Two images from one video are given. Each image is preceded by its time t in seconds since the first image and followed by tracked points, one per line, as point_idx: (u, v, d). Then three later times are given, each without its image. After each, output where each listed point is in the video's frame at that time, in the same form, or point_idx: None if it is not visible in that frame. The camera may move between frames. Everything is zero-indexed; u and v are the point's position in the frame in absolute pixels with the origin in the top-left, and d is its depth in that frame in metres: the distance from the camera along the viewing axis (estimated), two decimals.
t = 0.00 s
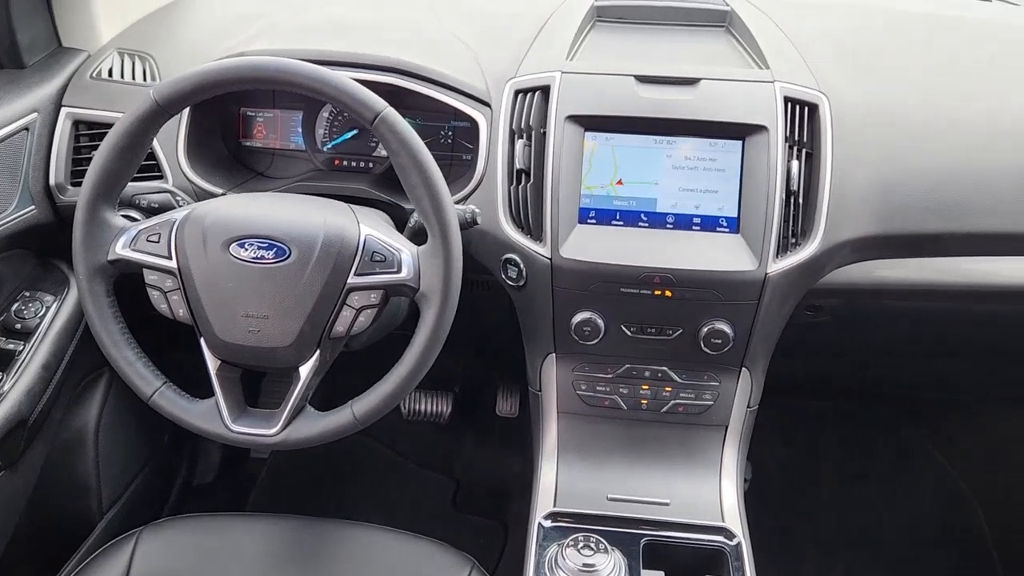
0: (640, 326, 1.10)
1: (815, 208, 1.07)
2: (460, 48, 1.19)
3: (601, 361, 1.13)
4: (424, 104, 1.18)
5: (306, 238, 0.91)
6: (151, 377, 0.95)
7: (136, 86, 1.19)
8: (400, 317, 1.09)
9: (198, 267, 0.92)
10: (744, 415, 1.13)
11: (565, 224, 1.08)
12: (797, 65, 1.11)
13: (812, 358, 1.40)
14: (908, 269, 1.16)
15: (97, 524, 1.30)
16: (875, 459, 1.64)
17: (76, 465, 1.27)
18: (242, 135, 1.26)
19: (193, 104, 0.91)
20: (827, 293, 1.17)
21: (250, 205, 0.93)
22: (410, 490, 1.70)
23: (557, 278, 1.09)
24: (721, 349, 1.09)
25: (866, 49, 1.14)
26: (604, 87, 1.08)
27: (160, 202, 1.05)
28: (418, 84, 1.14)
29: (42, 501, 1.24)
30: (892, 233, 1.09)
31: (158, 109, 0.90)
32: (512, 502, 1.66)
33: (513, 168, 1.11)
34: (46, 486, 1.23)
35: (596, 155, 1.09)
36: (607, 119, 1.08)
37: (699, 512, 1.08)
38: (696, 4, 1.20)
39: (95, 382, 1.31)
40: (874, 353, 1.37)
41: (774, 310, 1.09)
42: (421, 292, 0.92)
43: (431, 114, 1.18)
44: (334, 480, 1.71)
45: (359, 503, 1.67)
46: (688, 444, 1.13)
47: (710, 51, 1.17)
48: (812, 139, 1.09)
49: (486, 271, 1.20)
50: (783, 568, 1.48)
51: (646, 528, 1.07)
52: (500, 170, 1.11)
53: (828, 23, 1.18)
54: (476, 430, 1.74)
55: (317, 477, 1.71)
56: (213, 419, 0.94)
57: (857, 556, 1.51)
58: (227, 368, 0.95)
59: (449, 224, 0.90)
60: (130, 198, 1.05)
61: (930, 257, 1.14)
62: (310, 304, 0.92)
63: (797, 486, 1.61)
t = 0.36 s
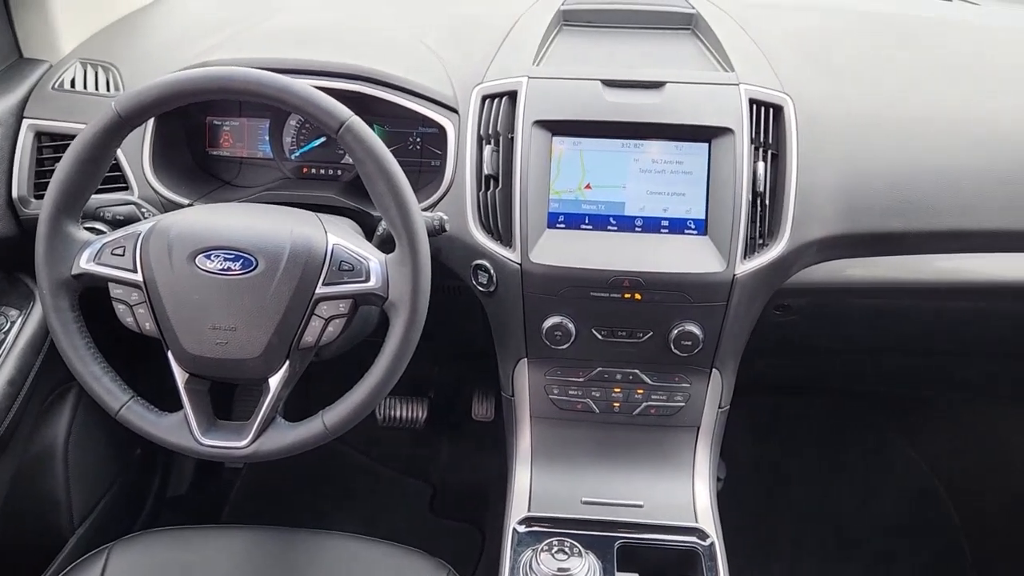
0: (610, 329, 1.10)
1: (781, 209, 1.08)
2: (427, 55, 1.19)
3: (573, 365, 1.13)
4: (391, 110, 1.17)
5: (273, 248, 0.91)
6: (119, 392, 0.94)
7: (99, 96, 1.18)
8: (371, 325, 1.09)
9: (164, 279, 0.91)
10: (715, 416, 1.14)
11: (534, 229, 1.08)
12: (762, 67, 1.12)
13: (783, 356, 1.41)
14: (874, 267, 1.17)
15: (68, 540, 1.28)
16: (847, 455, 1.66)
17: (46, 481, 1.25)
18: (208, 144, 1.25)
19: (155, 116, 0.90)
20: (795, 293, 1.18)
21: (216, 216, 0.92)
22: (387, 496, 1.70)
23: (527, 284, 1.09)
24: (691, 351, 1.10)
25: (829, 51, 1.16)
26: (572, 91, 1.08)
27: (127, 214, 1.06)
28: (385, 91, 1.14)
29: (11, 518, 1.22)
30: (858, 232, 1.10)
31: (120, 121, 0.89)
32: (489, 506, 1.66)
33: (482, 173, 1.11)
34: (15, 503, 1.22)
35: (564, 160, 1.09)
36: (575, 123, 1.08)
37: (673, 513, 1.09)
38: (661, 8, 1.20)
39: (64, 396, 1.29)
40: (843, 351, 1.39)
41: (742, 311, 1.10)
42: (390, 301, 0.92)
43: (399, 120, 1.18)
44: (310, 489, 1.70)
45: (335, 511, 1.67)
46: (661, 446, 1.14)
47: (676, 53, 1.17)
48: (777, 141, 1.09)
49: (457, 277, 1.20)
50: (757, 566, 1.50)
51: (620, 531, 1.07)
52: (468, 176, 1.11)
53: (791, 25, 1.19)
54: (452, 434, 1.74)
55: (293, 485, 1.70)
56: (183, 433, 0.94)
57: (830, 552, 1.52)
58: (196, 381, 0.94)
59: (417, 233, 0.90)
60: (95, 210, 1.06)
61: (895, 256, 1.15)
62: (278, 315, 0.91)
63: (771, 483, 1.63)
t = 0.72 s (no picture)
0: (573, 330, 1.11)
1: (740, 207, 1.10)
2: (388, 59, 1.19)
3: (538, 366, 1.14)
4: (352, 114, 1.17)
5: (231, 256, 0.90)
6: (78, 404, 0.93)
7: (55, 104, 1.17)
8: (334, 331, 1.09)
9: (121, 289, 0.91)
10: (680, 414, 1.15)
11: (496, 231, 1.09)
12: (720, 67, 1.13)
13: (748, 351, 1.43)
14: (834, 263, 1.19)
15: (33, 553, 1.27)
16: (815, 447, 1.68)
17: (9, 494, 1.24)
18: (168, 151, 1.24)
19: (109, 125, 0.89)
20: (756, 290, 1.20)
21: (173, 224, 0.92)
22: (358, 500, 1.69)
23: (490, 286, 1.10)
24: (654, 349, 1.11)
25: (786, 50, 1.17)
26: (531, 94, 1.09)
27: (84, 224, 1.07)
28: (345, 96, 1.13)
29: None
30: (817, 229, 1.12)
31: (72, 129, 0.88)
32: (461, 508, 1.67)
33: (443, 176, 1.11)
34: None
35: (525, 162, 1.10)
36: (535, 126, 1.08)
37: (639, 511, 1.10)
38: (620, 8, 1.21)
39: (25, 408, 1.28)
40: (807, 345, 1.40)
41: (704, 309, 1.11)
42: (350, 307, 0.92)
43: (360, 124, 1.18)
44: (281, 494, 1.70)
45: (306, 516, 1.66)
46: (626, 445, 1.15)
47: (635, 54, 1.18)
48: (736, 140, 1.10)
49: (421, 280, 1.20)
50: (727, 560, 1.51)
51: (587, 530, 1.08)
52: (430, 179, 1.11)
53: (748, 25, 1.20)
54: (423, 436, 1.73)
55: (263, 492, 1.70)
56: (144, 443, 0.93)
57: (797, 545, 1.54)
58: (157, 391, 0.94)
59: (377, 239, 0.90)
60: (50, 220, 1.06)
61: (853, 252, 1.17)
62: (238, 323, 0.91)
63: (740, 477, 1.65)
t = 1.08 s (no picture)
0: (537, 328, 1.11)
1: (701, 202, 1.10)
2: (346, 59, 1.18)
3: (502, 364, 1.13)
4: (311, 115, 1.16)
5: (187, 260, 0.89)
6: (33, 415, 0.92)
7: (6, 108, 1.15)
8: (297, 333, 1.08)
9: (75, 297, 0.89)
10: (645, 408, 1.16)
11: (458, 230, 1.08)
12: (678, 63, 1.13)
13: (714, 344, 1.44)
14: (795, 255, 1.20)
15: None
16: (784, 438, 1.68)
17: None
18: (125, 155, 1.23)
19: (59, 129, 0.88)
20: (719, 283, 1.20)
21: (128, 229, 0.90)
22: (329, 502, 1.69)
23: (453, 285, 1.09)
24: (618, 345, 1.11)
25: (744, 45, 1.18)
26: (491, 92, 1.08)
27: (36, 231, 1.05)
28: (304, 97, 1.12)
29: None
30: (777, 222, 1.13)
31: (21, 135, 0.87)
32: (432, 507, 1.66)
33: (404, 176, 1.11)
34: None
35: (486, 160, 1.09)
36: (495, 124, 1.08)
37: (606, 507, 1.10)
38: (580, 4, 1.21)
39: None
40: (773, 336, 1.41)
41: (667, 304, 1.11)
42: (310, 310, 0.91)
43: (320, 125, 1.17)
44: (251, 499, 1.68)
45: (277, 520, 1.65)
46: (593, 441, 1.15)
47: (595, 50, 1.18)
48: (695, 135, 1.11)
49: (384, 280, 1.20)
50: (697, 552, 1.53)
51: (555, 527, 1.08)
52: (390, 179, 1.11)
53: (707, 19, 1.21)
54: (394, 436, 1.73)
55: (233, 496, 1.68)
56: (102, 453, 0.92)
57: (766, 535, 1.56)
58: (115, 399, 0.93)
59: (335, 241, 0.89)
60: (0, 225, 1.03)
61: (813, 244, 1.18)
62: (196, 328, 0.90)
63: (709, 468, 1.66)
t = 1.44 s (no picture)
0: (503, 324, 1.10)
1: (663, 195, 1.10)
2: (305, 56, 1.16)
3: (469, 362, 1.13)
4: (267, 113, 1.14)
5: (144, 264, 0.88)
6: None
7: None
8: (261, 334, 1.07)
9: (29, 304, 0.88)
10: (613, 401, 1.16)
11: (422, 228, 1.07)
12: (639, 55, 1.13)
13: (682, 335, 1.44)
14: (758, 246, 1.21)
15: None
16: (751, 428, 1.70)
17: None
18: (81, 158, 1.20)
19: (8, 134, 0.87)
20: (684, 276, 1.21)
21: (81, 234, 0.89)
22: (301, 502, 1.67)
23: (417, 284, 1.08)
24: (584, 340, 1.11)
25: (703, 38, 1.18)
26: (451, 88, 1.08)
27: None
28: (262, 97, 1.11)
29: None
30: (739, 213, 1.13)
31: None
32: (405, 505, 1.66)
33: (365, 174, 1.10)
34: None
35: (448, 156, 1.09)
36: (456, 120, 1.07)
37: (575, 502, 1.11)
38: None
39: None
40: (739, 326, 1.42)
41: (632, 298, 1.11)
42: (271, 312, 0.90)
43: (279, 124, 1.16)
44: (221, 502, 1.67)
45: (247, 522, 1.64)
46: (562, 436, 1.15)
47: (556, 44, 1.18)
48: (656, 128, 1.11)
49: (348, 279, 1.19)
50: (669, 542, 1.54)
51: (524, 523, 1.08)
52: (351, 178, 1.10)
53: (667, 12, 1.21)
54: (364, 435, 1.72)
55: (203, 500, 1.67)
56: (62, 462, 0.91)
57: (737, 524, 1.57)
58: (73, 407, 0.92)
59: (294, 241, 0.88)
60: None
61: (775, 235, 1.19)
62: (154, 333, 0.89)
63: (680, 459, 1.67)
